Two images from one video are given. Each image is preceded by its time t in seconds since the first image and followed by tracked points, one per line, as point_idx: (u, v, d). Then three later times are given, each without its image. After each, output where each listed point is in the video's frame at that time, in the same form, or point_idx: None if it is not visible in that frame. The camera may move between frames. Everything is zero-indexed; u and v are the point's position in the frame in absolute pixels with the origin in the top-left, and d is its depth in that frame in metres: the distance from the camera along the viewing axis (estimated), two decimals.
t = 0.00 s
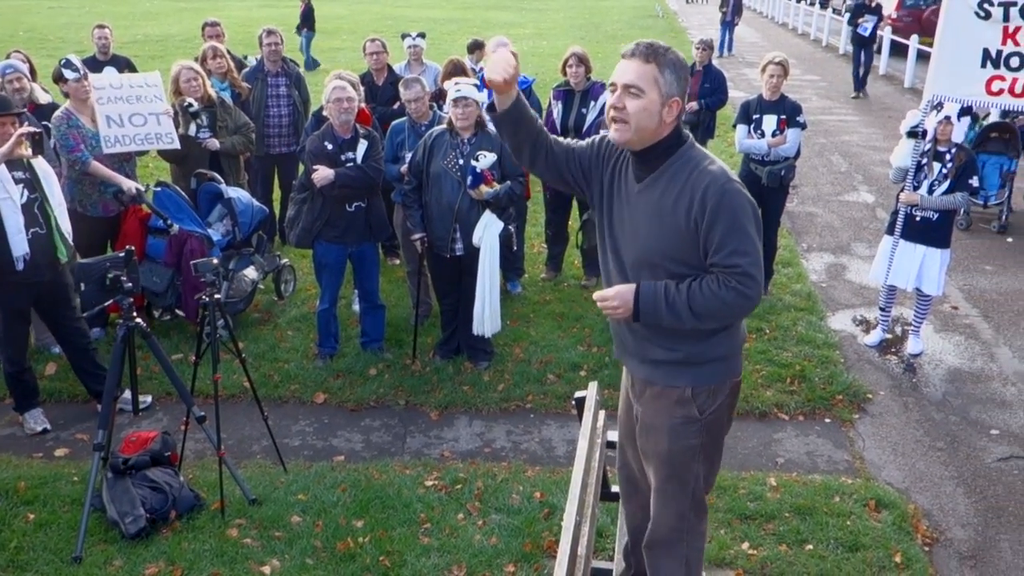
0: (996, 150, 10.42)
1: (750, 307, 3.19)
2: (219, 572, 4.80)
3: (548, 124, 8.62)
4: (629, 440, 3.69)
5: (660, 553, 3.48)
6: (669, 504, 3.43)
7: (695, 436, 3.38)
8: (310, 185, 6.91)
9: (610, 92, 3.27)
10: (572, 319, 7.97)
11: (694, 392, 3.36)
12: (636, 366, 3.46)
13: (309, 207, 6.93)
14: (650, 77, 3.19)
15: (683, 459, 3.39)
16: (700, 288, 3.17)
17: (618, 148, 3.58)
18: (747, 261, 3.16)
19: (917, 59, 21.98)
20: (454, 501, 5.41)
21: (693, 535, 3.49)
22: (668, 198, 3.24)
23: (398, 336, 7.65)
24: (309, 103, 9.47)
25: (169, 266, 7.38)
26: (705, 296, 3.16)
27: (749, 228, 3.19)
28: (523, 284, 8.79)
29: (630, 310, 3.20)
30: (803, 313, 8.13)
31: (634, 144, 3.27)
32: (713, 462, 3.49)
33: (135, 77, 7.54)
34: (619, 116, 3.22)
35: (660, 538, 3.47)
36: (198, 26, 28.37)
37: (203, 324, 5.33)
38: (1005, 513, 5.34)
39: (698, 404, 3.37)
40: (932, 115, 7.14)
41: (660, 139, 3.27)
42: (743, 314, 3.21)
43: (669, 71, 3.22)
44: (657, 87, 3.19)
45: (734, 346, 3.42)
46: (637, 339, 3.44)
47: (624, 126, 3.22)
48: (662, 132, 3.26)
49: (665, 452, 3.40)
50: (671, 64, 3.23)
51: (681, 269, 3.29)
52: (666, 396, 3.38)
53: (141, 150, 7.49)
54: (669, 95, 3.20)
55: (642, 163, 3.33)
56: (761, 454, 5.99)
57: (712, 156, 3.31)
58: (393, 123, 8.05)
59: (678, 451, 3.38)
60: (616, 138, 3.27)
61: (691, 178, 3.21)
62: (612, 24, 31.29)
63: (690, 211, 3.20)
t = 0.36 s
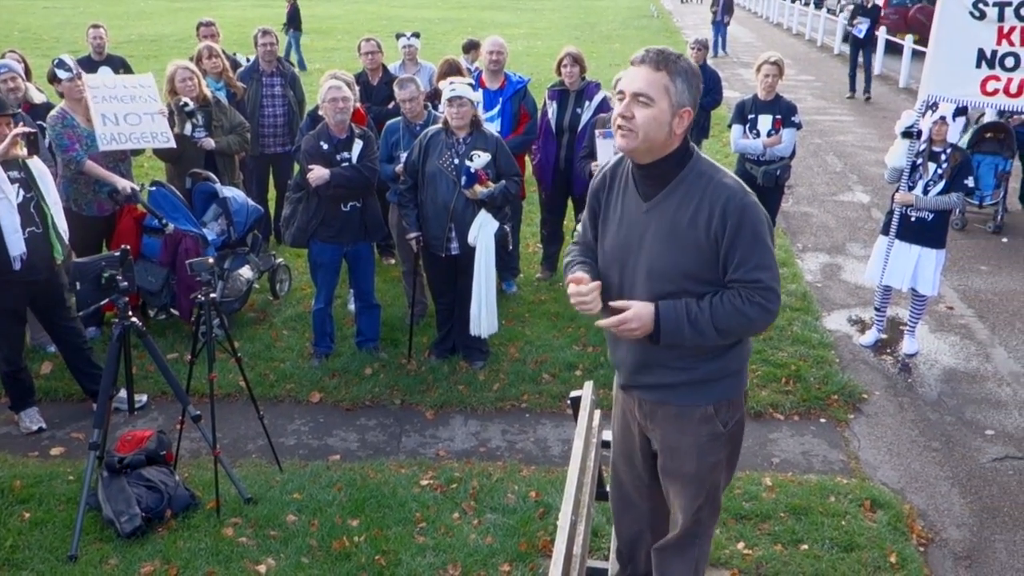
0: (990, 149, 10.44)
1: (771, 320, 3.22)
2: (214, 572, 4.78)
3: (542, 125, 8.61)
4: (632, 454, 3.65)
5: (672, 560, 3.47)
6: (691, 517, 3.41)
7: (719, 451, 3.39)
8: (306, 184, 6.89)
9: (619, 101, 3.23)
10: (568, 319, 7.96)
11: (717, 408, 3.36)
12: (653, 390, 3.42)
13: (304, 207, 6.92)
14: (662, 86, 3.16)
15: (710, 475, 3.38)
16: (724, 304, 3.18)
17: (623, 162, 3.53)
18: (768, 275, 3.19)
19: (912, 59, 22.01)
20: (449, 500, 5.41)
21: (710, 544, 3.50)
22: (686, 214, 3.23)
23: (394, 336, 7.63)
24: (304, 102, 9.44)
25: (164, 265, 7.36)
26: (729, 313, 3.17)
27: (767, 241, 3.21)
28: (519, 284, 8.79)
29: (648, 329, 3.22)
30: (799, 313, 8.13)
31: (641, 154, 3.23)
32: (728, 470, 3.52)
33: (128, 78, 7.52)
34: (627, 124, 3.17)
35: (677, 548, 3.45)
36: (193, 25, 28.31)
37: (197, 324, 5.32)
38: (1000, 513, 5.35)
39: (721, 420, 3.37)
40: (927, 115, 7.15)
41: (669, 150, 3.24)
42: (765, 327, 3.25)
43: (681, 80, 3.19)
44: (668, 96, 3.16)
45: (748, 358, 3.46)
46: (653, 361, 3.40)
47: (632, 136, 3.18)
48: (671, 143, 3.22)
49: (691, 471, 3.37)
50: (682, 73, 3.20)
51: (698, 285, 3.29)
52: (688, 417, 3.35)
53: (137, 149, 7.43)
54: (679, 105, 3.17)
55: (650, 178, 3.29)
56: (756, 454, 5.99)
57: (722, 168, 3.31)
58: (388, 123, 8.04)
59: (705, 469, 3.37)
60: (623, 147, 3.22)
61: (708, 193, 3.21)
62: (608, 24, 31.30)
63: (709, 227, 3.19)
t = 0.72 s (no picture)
0: (990, 150, 10.47)
1: (771, 335, 3.23)
2: (214, 572, 4.79)
3: (542, 124, 8.62)
4: (632, 459, 3.66)
5: (673, 564, 3.49)
6: (690, 525, 3.42)
7: (718, 462, 3.38)
8: (305, 184, 6.90)
9: (628, 106, 3.24)
10: (567, 319, 7.97)
11: (715, 419, 3.35)
12: (651, 398, 3.43)
13: (303, 207, 6.92)
14: (672, 93, 3.17)
15: (708, 486, 3.37)
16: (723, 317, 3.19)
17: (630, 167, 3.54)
18: (770, 289, 3.19)
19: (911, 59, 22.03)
20: (449, 501, 5.41)
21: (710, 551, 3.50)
22: (688, 225, 3.23)
23: (393, 336, 7.64)
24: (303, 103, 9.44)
25: (164, 266, 7.36)
26: (728, 326, 3.18)
27: (771, 255, 3.21)
28: (518, 284, 8.80)
29: (642, 333, 3.25)
30: (797, 313, 8.15)
31: (647, 159, 3.24)
32: (728, 478, 3.51)
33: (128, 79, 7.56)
34: (635, 130, 3.19)
35: (677, 552, 3.46)
36: (191, 26, 28.33)
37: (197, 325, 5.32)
38: (999, 511, 5.36)
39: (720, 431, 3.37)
40: (925, 116, 7.18)
41: (677, 158, 3.25)
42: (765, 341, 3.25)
43: (692, 88, 3.21)
44: (678, 103, 3.18)
45: (748, 369, 3.45)
46: (652, 370, 3.41)
47: (641, 142, 3.19)
48: (678, 151, 3.24)
49: (690, 481, 3.37)
50: (694, 81, 3.22)
51: (698, 296, 3.29)
52: (686, 427, 3.36)
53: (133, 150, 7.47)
54: (689, 113, 3.19)
55: (654, 185, 3.30)
56: (756, 453, 6.00)
57: (729, 179, 3.32)
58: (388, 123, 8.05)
59: (703, 479, 3.36)
60: (630, 152, 3.24)
61: (712, 204, 3.21)
62: (607, 25, 31.31)
63: (711, 239, 3.20)
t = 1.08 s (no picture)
0: (979, 145, 10.55)
1: (754, 334, 3.23)
2: (207, 572, 4.78)
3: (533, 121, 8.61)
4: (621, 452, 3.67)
5: (663, 557, 3.47)
6: (677, 516, 3.41)
7: (702, 456, 3.38)
8: (295, 182, 6.88)
9: (624, 103, 3.24)
10: (559, 316, 7.97)
11: (699, 414, 3.36)
12: (636, 391, 3.44)
13: (294, 205, 6.90)
14: (669, 90, 3.17)
15: (692, 479, 3.38)
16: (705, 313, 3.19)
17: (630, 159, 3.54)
18: (756, 288, 3.19)
19: (902, 55, 22.09)
20: (442, 498, 5.41)
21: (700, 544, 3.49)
22: (680, 218, 3.23)
23: (385, 334, 7.63)
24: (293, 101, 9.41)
25: (154, 265, 7.33)
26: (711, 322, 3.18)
27: (760, 254, 3.21)
28: (510, 281, 8.80)
29: (625, 328, 3.27)
30: (789, 308, 8.17)
31: (644, 156, 3.25)
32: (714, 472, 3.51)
33: (118, 78, 7.54)
34: (633, 128, 3.19)
35: (665, 546, 3.45)
36: (181, 25, 28.21)
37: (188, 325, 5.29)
38: (990, 504, 5.38)
39: (703, 425, 3.37)
40: (914, 111, 7.20)
41: (674, 154, 3.25)
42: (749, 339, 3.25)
43: (688, 84, 3.20)
44: (675, 101, 3.17)
45: (733, 365, 3.45)
46: (636, 362, 3.43)
47: (638, 139, 3.20)
48: (676, 146, 3.24)
49: (673, 474, 3.38)
50: (690, 76, 3.21)
51: (685, 291, 3.30)
52: (670, 420, 3.37)
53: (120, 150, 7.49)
54: (687, 109, 3.18)
55: (650, 178, 3.30)
56: (748, 447, 6.01)
57: (724, 175, 3.31)
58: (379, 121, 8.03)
59: (686, 473, 3.37)
60: (628, 150, 3.24)
61: (705, 199, 3.21)
62: (598, 22, 31.30)
63: (701, 233, 3.20)
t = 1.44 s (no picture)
0: (963, 143, 10.63)
1: (722, 328, 3.22)
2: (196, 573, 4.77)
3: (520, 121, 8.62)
4: (602, 442, 3.69)
5: (643, 552, 3.46)
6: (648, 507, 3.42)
7: (669, 447, 3.39)
8: (283, 183, 6.87)
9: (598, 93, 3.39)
10: (547, 315, 7.98)
11: (665, 404, 3.37)
12: (609, 378, 3.47)
13: (281, 205, 6.89)
14: (618, 77, 3.24)
15: (658, 469, 3.38)
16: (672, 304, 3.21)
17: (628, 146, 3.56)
18: (724, 282, 3.18)
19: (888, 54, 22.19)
20: (431, 498, 5.41)
21: (676, 539, 3.47)
22: (654, 209, 3.25)
23: (373, 334, 7.62)
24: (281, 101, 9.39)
25: (141, 266, 7.30)
26: (676, 313, 3.20)
27: (731, 248, 3.18)
28: (498, 281, 8.80)
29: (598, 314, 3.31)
30: (777, 307, 8.20)
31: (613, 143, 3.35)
32: (688, 467, 3.49)
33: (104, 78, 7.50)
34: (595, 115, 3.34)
35: (644, 541, 3.45)
36: (167, 25, 28.08)
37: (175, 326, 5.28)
38: (976, 501, 5.42)
39: (670, 416, 3.37)
40: (899, 110, 7.24)
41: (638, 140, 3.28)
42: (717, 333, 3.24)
43: (638, 70, 3.21)
44: (622, 87, 3.23)
45: (706, 360, 3.44)
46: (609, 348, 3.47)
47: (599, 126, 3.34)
48: (634, 133, 3.27)
49: (641, 463, 3.39)
50: (642, 63, 3.22)
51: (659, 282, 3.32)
52: (638, 408, 3.39)
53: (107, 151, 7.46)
54: (631, 94, 3.20)
55: (636, 166, 3.33)
56: (736, 446, 6.03)
57: (707, 168, 3.29)
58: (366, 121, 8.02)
59: (653, 462, 3.37)
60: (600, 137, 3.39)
61: (678, 190, 3.20)
62: (585, 22, 31.32)
63: (672, 225, 3.21)
